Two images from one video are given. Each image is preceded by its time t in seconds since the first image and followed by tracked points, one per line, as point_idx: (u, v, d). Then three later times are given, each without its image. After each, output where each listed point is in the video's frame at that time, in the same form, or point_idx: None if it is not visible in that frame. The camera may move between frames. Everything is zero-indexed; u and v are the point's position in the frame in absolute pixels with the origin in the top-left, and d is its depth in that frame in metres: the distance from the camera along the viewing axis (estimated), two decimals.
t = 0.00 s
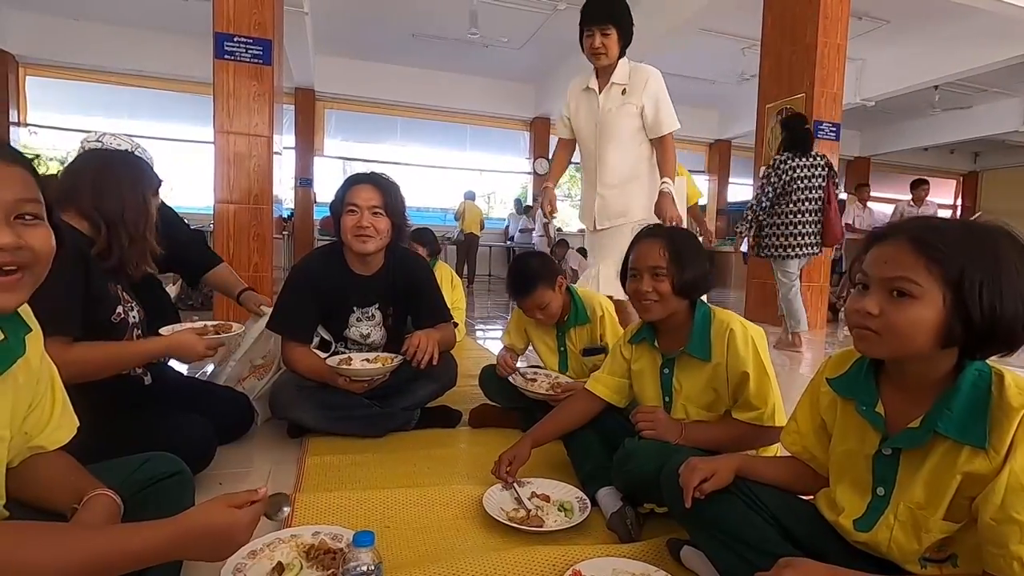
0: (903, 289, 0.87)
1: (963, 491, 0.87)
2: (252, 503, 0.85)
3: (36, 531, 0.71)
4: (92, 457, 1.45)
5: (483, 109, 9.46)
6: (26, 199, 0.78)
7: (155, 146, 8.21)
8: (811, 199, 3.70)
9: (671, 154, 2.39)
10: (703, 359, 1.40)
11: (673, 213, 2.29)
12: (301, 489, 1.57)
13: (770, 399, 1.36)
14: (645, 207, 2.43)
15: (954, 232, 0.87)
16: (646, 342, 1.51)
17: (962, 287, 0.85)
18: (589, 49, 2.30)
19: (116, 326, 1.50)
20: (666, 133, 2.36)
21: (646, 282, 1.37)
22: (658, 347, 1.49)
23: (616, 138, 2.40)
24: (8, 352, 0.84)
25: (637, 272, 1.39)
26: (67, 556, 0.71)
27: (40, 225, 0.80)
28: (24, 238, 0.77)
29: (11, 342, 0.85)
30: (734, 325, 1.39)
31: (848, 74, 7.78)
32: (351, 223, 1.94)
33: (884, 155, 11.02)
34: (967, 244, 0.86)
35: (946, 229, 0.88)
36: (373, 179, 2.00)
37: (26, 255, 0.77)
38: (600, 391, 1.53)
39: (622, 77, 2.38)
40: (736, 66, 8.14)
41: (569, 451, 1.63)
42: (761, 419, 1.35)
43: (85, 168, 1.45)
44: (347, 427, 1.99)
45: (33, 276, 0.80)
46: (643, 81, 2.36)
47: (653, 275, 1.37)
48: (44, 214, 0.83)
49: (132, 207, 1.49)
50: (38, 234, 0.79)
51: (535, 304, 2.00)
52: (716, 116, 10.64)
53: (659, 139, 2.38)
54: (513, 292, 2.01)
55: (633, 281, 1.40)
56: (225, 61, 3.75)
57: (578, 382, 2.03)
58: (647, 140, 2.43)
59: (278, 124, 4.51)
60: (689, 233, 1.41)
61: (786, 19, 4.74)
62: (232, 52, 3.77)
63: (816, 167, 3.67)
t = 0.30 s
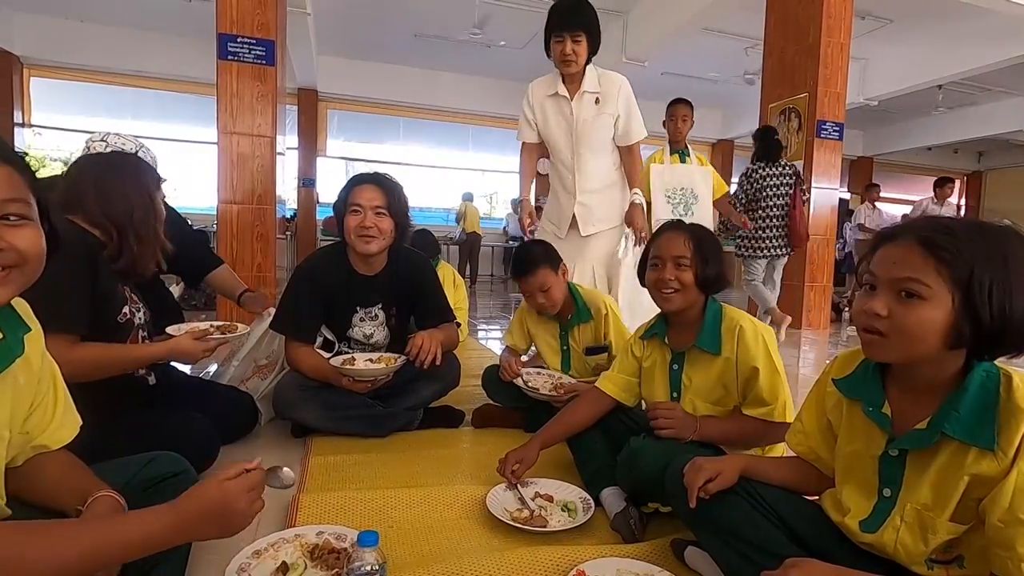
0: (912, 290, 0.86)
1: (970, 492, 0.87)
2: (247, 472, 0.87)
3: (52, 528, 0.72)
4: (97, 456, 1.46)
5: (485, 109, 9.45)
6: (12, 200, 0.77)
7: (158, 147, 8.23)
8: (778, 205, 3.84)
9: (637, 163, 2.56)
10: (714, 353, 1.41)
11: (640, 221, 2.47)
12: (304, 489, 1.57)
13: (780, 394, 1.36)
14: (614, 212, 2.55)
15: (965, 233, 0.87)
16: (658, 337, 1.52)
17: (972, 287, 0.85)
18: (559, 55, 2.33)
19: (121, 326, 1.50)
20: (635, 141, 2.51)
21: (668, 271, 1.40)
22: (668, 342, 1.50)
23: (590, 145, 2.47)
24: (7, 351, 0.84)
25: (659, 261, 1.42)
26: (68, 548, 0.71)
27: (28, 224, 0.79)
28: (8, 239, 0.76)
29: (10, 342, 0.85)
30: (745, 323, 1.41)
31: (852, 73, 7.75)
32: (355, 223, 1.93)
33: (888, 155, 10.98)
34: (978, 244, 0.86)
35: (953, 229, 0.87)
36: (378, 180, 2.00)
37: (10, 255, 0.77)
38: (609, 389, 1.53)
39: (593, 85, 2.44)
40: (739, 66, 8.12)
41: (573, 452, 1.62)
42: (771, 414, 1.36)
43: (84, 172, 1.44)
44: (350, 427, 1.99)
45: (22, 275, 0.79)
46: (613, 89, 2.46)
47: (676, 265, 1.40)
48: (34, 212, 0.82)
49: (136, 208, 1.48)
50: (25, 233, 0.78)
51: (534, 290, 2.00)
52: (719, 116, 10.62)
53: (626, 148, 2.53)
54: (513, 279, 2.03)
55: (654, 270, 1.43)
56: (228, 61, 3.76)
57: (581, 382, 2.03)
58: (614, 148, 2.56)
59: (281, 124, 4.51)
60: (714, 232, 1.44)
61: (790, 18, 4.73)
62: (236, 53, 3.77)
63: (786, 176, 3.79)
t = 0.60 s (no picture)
0: (917, 294, 0.87)
1: (975, 494, 0.87)
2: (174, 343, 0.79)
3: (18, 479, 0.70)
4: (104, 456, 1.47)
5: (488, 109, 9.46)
6: (24, 200, 0.78)
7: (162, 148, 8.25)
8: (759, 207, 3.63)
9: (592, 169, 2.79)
10: (734, 352, 1.42)
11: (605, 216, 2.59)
12: (310, 489, 1.57)
13: (806, 394, 1.38)
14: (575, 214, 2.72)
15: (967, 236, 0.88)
16: (676, 333, 1.53)
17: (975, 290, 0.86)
18: (523, 62, 2.48)
19: (128, 327, 1.50)
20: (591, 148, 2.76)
21: (694, 270, 1.42)
22: (686, 338, 1.51)
23: (552, 151, 2.63)
24: (14, 350, 0.85)
25: (686, 259, 1.44)
26: (23, 499, 0.68)
27: (41, 224, 0.80)
28: (19, 237, 0.77)
29: (15, 339, 0.85)
30: (767, 324, 1.42)
31: (855, 73, 7.74)
32: (356, 224, 1.94)
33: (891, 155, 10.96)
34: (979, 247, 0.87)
35: (957, 233, 0.89)
36: (379, 180, 2.01)
37: (21, 255, 0.77)
38: (627, 382, 1.53)
39: (552, 96, 2.62)
40: (742, 66, 8.11)
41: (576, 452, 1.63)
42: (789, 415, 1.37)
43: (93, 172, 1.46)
44: (353, 427, 1.99)
45: (32, 274, 0.80)
46: (570, 100, 2.67)
47: (703, 265, 1.42)
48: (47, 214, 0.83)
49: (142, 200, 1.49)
50: (37, 234, 0.79)
51: (558, 241, 2.13)
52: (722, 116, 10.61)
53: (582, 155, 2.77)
54: (545, 233, 2.19)
55: (680, 268, 1.45)
56: (233, 63, 3.77)
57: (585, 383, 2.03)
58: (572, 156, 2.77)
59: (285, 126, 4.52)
60: (741, 233, 1.47)
61: (793, 19, 4.73)
62: (240, 55, 3.79)
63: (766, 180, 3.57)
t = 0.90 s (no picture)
0: (897, 288, 0.91)
1: (979, 496, 0.87)
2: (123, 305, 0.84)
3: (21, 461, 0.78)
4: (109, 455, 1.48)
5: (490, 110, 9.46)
6: (46, 210, 0.79)
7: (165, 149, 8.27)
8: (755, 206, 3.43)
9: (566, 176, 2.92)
10: (745, 351, 1.43)
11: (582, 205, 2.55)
12: (313, 489, 1.58)
13: (808, 399, 1.38)
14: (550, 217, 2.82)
15: (959, 237, 0.90)
16: (692, 328, 1.55)
17: (951, 290, 0.88)
18: (501, 68, 2.59)
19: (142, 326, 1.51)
20: (563, 157, 2.91)
21: (713, 272, 1.42)
22: (702, 334, 1.52)
23: (528, 159, 2.75)
24: (23, 349, 0.86)
25: (706, 261, 1.43)
26: (29, 475, 0.77)
27: (58, 233, 0.81)
28: (40, 247, 0.78)
29: (23, 340, 0.87)
30: (781, 326, 1.41)
31: (858, 73, 7.73)
32: (354, 223, 1.95)
33: (895, 155, 10.93)
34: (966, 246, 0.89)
35: (952, 235, 0.90)
36: (375, 180, 2.01)
37: (39, 264, 0.78)
38: (645, 374, 1.54)
39: (527, 109, 2.75)
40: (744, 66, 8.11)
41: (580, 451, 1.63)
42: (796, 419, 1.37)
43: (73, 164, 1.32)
44: (356, 427, 2.00)
45: (45, 281, 0.81)
46: (542, 112, 2.80)
47: (722, 268, 1.41)
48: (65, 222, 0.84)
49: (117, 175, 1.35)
50: (55, 243, 0.81)
51: (581, 239, 2.13)
52: (725, 116, 10.59)
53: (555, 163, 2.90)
54: (567, 229, 2.19)
55: (700, 270, 1.44)
56: (237, 63, 3.78)
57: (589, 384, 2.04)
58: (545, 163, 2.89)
59: (288, 127, 4.54)
60: (760, 233, 1.46)
61: (796, 19, 4.72)
62: (244, 55, 3.79)
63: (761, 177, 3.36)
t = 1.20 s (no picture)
0: (890, 287, 0.92)
1: (977, 497, 0.87)
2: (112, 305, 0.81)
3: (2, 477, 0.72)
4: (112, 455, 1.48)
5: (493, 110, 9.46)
6: (51, 214, 0.80)
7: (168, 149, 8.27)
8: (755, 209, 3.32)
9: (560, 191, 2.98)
10: (755, 352, 1.43)
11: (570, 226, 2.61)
12: (317, 488, 1.58)
13: (814, 400, 1.38)
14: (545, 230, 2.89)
15: (949, 235, 0.89)
16: (703, 327, 1.55)
17: (940, 288, 0.87)
18: (515, 80, 2.58)
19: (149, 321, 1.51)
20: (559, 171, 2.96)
21: (724, 274, 1.43)
22: (712, 333, 1.52)
23: (531, 173, 2.78)
24: (25, 356, 0.88)
25: (717, 263, 1.45)
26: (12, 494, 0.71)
27: (64, 237, 0.82)
28: (42, 252, 0.78)
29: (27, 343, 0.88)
30: (793, 328, 1.42)
31: (862, 73, 7.71)
32: (357, 224, 1.96)
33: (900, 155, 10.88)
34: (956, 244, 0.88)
35: (941, 235, 0.90)
36: (379, 179, 2.01)
37: (43, 269, 0.79)
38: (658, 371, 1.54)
39: (533, 122, 2.76)
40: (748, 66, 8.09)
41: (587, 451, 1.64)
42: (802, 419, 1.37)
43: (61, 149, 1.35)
44: (360, 427, 2.00)
45: (50, 285, 0.81)
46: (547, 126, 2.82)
47: (734, 270, 1.42)
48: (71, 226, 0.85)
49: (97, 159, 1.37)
50: (59, 248, 0.81)
51: (589, 237, 2.13)
52: (729, 116, 10.56)
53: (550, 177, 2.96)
54: (579, 227, 2.19)
55: (711, 271, 1.46)
56: (240, 64, 3.79)
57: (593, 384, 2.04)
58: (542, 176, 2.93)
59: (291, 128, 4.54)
60: (772, 234, 1.46)
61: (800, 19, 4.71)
62: (248, 56, 3.81)
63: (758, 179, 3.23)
